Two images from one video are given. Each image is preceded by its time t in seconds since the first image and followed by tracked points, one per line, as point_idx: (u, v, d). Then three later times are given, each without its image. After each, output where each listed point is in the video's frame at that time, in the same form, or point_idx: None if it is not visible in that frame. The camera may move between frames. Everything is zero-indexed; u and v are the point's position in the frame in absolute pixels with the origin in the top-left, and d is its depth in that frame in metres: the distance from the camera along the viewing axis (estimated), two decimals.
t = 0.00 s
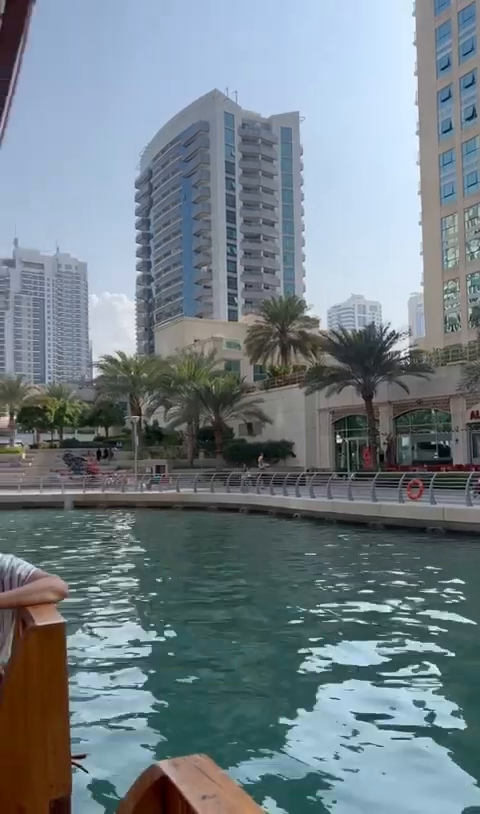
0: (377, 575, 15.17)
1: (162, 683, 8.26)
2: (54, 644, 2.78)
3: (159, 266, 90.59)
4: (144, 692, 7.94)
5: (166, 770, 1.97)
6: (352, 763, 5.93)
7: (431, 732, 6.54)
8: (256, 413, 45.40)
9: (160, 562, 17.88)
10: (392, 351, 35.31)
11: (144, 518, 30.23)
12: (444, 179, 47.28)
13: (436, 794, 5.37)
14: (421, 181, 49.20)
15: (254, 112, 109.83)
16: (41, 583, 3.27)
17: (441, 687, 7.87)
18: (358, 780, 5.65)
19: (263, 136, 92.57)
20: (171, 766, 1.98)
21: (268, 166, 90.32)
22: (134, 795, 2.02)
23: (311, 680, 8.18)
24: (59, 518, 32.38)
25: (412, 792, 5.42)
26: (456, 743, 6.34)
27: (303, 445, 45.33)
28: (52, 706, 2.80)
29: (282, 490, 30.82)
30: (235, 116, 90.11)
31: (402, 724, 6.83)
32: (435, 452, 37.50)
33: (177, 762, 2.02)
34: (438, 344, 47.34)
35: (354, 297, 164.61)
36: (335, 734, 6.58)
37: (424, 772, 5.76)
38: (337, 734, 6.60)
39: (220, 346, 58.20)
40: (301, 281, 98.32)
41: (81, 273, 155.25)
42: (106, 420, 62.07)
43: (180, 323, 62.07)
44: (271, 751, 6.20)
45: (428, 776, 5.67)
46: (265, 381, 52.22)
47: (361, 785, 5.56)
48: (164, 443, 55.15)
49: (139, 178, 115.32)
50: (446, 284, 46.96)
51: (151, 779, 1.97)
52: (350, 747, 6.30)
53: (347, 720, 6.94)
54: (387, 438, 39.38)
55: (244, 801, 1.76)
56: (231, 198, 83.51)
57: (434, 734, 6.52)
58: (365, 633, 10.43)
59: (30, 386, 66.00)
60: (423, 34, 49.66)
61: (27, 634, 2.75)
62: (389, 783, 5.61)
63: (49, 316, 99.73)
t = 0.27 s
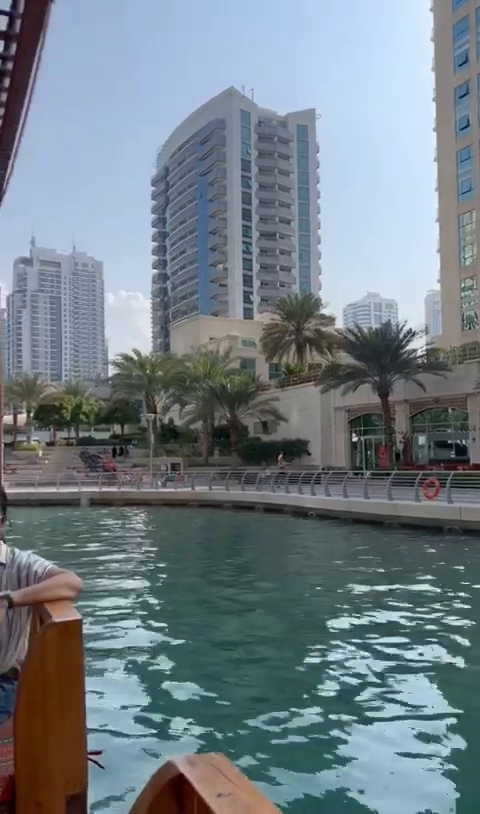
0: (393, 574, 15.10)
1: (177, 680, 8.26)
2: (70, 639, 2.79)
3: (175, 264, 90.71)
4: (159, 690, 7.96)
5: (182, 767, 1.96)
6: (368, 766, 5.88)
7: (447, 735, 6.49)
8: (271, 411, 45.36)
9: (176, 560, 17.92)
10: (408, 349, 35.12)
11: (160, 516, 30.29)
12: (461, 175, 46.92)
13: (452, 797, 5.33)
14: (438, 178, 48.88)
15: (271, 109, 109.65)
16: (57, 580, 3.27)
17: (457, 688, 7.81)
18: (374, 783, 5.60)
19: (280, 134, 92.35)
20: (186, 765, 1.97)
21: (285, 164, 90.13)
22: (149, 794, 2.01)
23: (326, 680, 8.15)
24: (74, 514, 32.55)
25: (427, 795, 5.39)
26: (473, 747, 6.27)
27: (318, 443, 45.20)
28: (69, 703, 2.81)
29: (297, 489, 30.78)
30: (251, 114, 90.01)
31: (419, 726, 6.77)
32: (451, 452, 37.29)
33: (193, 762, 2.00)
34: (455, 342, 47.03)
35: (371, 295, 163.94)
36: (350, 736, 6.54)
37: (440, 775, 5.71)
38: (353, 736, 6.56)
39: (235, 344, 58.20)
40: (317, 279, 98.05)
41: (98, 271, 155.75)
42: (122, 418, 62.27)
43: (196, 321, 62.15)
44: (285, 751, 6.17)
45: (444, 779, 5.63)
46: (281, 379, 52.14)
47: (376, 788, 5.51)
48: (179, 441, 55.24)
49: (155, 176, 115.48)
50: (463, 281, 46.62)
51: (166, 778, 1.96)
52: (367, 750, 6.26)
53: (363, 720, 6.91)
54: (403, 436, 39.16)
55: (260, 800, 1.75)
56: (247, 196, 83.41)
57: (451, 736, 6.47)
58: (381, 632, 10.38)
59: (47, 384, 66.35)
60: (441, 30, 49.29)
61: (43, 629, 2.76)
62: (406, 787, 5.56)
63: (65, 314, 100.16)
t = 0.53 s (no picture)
0: (409, 573, 15.02)
1: (191, 678, 8.26)
2: (86, 632, 2.80)
3: (191, 262, 90.84)
4: (174, 686, 7.97)
5: (196, 764, 1.94)
6: (383, 767, 5.84)
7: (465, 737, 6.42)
8: (287, 409, 45.33)
9: (191, 557, 17.92)
10: (426, 347, 34.93)
11: (175, 514, 30.35)
12: (479, 171, 46.54)
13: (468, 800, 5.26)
14: (456, 174, 48.55)
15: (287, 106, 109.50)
16: (73, 576, 3.28)
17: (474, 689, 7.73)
18: (389, 783, 5.55)
19: (296, 131, 92.13)
20: (202, 761, 1.95)
21: (301, 161, 89.95)
22: (166, 789, 1.99)
23: (342, 679, 8.10)
24: (90, 512, 32.64)
25: (443, 794, 5.36)
26: None
27: (334, 441, 45.12)
28: (86, 699, 2.80)
29: (313, 486, 30.74)
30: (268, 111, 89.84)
31: (436, 727, 6.72)
32: (469, 450, 37.11)
33: (209, 757, 1.98)
34: (473, 340, 46.78)
35: (388, 292, 163.28)
36: (365, 736, 6.50)
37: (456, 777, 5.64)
38: (370, 736, 6.51)
39: (251, 342, 58.21)
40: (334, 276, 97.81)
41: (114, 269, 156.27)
42: (138, 416, 62.47)
43: (211, 319, 62.26)
44: (300, 750, 6.14)
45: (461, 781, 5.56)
46: (296, 377, 52.11)
47: (391, 788, 5.46)
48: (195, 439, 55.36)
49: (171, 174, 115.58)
50: None
51: (181, 776, 1.95)
52: (383, 749, 6.21)
53: (379, 720, 6.85)
54: (420, 434, 38.93)
55: (277, 800, 1.72)
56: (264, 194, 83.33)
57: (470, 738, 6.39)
58: (398, 632, 10.33)
59: (63, 382, 66.70)
60: (459, 26, 48.95)
61: (61, 625, 2.77)
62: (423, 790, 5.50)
63: (82, 312, 100.59)
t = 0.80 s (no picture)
0: (426, 572, 14.94)
1: (209, 677, 8.26)
2: (104, 628, 2.81)
3: (208, 260, 90.87)
4: (191, 685, 7.98)
5: (218, 762, 1.94)
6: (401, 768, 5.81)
7: None
8: (303, 407, 45.27)
9: (207, 555, 17.94)
10: (444, 344, 34.73)
11: (192, 511, 30.40)
12: None
13: None
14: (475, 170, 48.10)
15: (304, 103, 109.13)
16: (92, 572, 3.30)
17: None
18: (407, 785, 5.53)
19: (313, 127, 91.78)
20: (223, 758, 1.95)
21: (318, 158, 89.66)
22: (186, 786, 1.98)
23: (359, 679, 8.08)
24: (107, 509, 32.81)
25: (462, 795, 5.33)
26: None
27: (351, 439, 45.02)
28: (105, 693, 2.81)
29: (329, 485, 30.67)
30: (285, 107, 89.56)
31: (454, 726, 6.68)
32: None
33: (228, 756, 1.98)
34: None
35: (405, 289, 162.54)
36: (383, 736, 6.47)
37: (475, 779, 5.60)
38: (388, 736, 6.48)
39: (267, 339, 58.13)
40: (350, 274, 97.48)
41: (130, 267, 156.49)
42: (154, 413, 62.61)
43: (228, 317, 62.24)
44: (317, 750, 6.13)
45: None
46: (313, 374, 51.98)
47: (410, 789, 5.44)
48: (211, 437, 55.40)
49: (188, 172, 115.60)
50: None
51: (202, 772, 1.95)
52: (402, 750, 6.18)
53: (397, 721, 6.82)
54: (438, 432, 38.75)
55: (300, 799, 1.70)
56: (281, 191, 83.15)
57: None
58: (416, 631, 10.29)
59: (80, 379, 66.97)
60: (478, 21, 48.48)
61: (80, 622, 2.78)
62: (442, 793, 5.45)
63: (99, 310, 100.99)
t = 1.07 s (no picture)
0: (443, 571, 14.85)
1: (224, 675, 8.27)
2: (122, 625, 2.82)
3: (223, 258, 90.86)
4: (206, 683, 7.99)
5: (235, 758, 1.93)
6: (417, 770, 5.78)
7: None
8: (319, 405, 45.20)
9: (222, 553, 17.95)
10: (461, 342, 34.55)
11: (206, 509, 30.52)
12: None
13: None
14: None
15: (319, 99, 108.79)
16: (111, 565, 3.31)
17: None
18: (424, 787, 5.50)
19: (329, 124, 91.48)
20: (239, 754, 1.95)
21: (334, 155, 89.38)
22: (204, 783, 1.98)
23: (375, 679, 8.05)
24: (123, 506, 32.93)
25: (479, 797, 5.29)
26: None
27: (367, 437, 44.88)
28: (122, 688, 2.82)
29: (345, 483, 30.57)
30: (300, 104, 89.31)
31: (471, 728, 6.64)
32: None
33: (246, 752, 1.97)
34: None
35: (422, 286, 161.89)
36: (399, 736, 6.44)
37: None
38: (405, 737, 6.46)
39: (282, 337, 58.03)
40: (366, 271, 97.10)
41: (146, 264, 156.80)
42: (169, 411, 62.73)
43: (243, 314, 62.22)
44: (333, 751, 6.13)
45: None
46: (329, 372, 51.86)
47: (427, 792, 5.41)
48: (226, 434, 55.44)
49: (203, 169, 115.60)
50: None
51: (221, 767, 1.94)
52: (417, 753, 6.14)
53: (412, 721, 6.79)
54: (454, 431, 38.56)
55: (318, 797, 1.69)
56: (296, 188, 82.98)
57: None
58: (432, 630, 10.23)
59: (97, 377, 67.31)
60: None
61: (98, 617, 2.78)
62: (458, 797, 5.42)
63: (115, 308, 101.34)
